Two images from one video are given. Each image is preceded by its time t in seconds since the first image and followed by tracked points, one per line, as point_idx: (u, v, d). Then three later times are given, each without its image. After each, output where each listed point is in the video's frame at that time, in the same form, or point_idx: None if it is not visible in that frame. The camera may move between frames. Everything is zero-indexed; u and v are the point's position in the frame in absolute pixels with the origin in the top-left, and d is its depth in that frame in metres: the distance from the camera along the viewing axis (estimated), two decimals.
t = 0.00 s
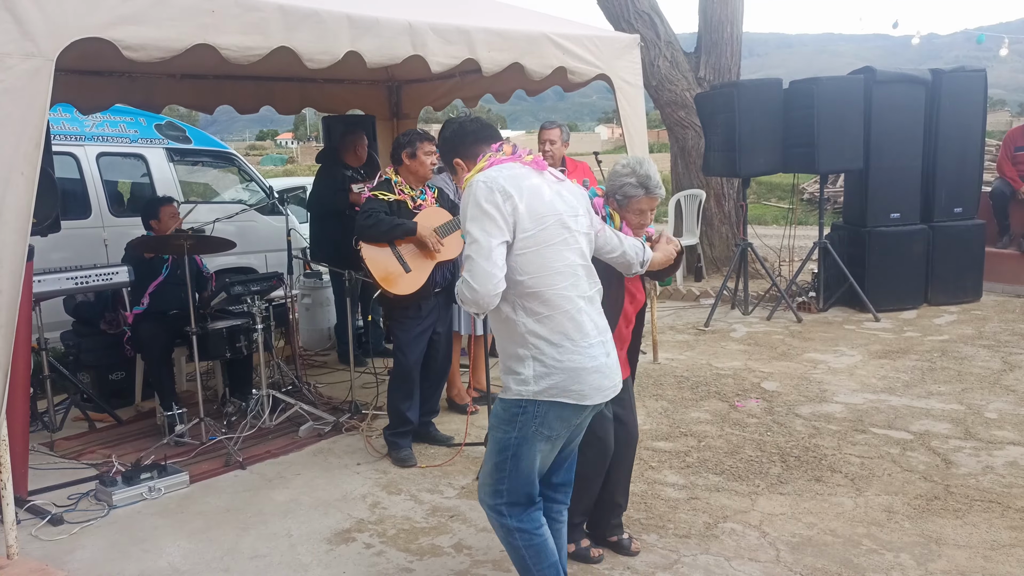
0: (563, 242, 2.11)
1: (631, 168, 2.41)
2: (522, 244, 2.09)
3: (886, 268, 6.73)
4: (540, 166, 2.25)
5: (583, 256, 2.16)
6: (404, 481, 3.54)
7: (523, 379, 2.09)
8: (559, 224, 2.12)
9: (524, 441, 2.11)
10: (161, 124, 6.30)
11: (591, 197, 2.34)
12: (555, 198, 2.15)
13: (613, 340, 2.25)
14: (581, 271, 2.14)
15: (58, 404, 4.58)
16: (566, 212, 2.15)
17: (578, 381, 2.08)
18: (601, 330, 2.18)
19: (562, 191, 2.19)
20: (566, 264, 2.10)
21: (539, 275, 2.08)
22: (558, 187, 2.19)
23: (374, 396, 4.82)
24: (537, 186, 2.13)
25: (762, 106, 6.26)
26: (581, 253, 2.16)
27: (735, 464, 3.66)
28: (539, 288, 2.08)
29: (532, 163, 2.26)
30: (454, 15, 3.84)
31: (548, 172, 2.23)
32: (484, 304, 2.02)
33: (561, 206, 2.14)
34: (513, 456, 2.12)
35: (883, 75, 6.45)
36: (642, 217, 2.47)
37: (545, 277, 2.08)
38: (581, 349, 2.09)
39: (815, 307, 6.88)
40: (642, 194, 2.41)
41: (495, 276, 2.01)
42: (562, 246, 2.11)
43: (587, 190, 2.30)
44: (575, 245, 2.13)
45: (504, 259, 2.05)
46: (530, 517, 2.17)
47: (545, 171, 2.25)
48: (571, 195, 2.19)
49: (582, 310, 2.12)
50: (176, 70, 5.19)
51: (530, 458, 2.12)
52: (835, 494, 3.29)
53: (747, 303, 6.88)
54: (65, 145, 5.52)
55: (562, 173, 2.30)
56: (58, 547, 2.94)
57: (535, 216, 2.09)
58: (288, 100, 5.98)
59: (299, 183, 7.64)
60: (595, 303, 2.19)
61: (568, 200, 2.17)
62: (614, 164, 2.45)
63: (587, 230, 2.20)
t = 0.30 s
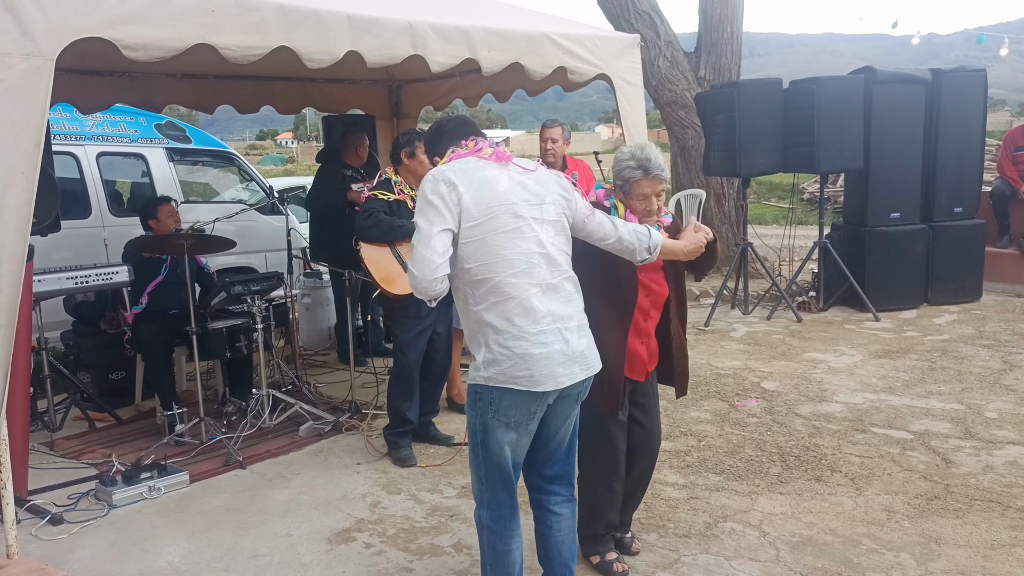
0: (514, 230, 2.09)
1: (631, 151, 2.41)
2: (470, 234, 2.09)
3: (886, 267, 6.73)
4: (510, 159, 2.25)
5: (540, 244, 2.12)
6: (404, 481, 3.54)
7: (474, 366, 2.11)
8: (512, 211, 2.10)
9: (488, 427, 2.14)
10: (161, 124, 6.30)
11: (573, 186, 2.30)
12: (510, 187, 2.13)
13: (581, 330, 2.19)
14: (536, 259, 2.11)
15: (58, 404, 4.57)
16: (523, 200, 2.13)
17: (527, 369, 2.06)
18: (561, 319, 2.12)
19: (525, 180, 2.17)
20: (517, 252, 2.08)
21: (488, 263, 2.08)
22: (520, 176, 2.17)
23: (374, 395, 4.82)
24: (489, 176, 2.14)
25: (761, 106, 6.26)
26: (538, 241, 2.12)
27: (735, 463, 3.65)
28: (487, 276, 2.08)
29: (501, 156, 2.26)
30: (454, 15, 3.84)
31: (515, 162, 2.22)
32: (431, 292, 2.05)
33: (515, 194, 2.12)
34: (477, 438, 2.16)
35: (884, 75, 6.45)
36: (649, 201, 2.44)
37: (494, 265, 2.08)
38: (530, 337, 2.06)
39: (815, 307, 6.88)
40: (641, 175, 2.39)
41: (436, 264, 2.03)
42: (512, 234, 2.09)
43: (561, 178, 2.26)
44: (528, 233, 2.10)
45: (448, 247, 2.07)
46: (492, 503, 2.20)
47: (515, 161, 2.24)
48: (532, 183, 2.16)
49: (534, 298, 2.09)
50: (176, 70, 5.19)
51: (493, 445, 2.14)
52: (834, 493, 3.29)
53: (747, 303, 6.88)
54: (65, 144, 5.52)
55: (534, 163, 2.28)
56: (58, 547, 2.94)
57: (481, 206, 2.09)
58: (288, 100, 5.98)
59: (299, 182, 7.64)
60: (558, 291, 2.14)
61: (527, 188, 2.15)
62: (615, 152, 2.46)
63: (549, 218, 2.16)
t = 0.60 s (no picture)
0: (485, 237, 2.09)
1: (640, 158, 2.36)
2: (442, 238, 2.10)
3: (886, 268, 6.73)
4: (499, 165, 2.23)
5: (513, 251, 2.11)
6: (404, 481, 3.54)
7: (440, 365, 2.16)
8: (487, 217, 2.10)
9: (454, 428, 2.14)
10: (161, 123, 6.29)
11: (564, 192, 2.27)
12: (487, 192, 2.12)
13: (552, 338, 2.18)
14: (507, 266, 2.10)
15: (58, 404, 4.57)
16: (499, 206, 2.12)
17: (487, 375, 2.08)
18: (529, 327, 2.12)
19: (507, 186, 2.15)
20: (486, 259, 2.09)
21: (457, 267, 2.09)
22: (504, 182, 2.16)
23: (374, 395, 4.82)
24: (468, 180, 2.13)
25: (761, 105, 6.26)
26: (511, 249, 2.11)
27: (735, 463, 3.65)
28: (456, 280, 2.10)
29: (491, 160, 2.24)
30: (454, 14, 3.84)
31: (502, 168, 2.20)
32: (388, 287, 2.08)
33: (491, 200, 2.11)
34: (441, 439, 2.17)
35: (884, 75, 6.45)
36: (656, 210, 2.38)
37: (463, 270, 2.09)
38: (493, 343, 2.08)
39: (815, 307, 6.88)
40: (647, 184, 2.35)
41: (398, 262, 2.06)
42: (483, 240, 2.09)
43: (548, 184, 2.23)
44: (500, 240, 2.10)
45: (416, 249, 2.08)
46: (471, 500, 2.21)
47: (504, 168, 2.22)
48: (512, 189, 2.15)
49: (501, 305, 2.09)
50: (176, 69, 5.19)
51: (456, 447, 2.16)
52: (834, 493, 3.29)
53: (747, 303, 6.88)
54: (65, 144, 5.52)
55: (524, 168, 2.26)
56: (58, 546, 2.94)
57: (455, 211, 2.09)
58: (288, 99, 5.99)
59: (299, 182, 7.64)
60: (528, 299, 2.13)
61: (505, 194, 2.14)
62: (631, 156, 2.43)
63: (526, 226, 2.15)
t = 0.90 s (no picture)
0: (443, 232, 2.12)
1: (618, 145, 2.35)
2: (403, 233, 2.16)
3: (886, 267, 6.73)
4: (474, 156, 2.22)
5: (471, 246, 2.13)
6: (405, 480, 3.54)
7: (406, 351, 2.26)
8: (447, 213, 2.12)
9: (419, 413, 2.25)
10: (161, 122, 6.29)
11: (540, 182, 2.24)
12: (449, 189, 2.13)
13: (512, 332, 2.18)
14: (464, 261, 2.13)
15: (58, 403, 4.57)
16: (462, 201, 2.13)
17: (438, 366, 2.15)
18: (484, 321, 2.14)
19: (474, 179, 2.15)
20: (443, 253, 2.12)
21: (416, 262, 2.16)
22: (470, 176, 2.15)
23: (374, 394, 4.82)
24: (432, 177, 2.15)
25: (761, 104, 6.26)
26: (470, 244, 2.13)
27: (735, 462, 3.66)
28: (416, 273, 2.17)
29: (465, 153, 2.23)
30: (454, 14, 3.84)
31: (474, 161, 2.20)
32: (354, 281, 2.17)
33: (453, 194, 2.13)
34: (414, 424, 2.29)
35: (884, 74, 6.45)
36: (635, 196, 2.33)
37: (421, 264, 2.15)
38: (444, 334, 2.13)
39: (815, 306, 6.88)
40: (624, 165, 2.32)
41: (360, 259, 2.14)
42: (441, 236, 2.12)
43: (520, 177, 2.20)
44: (458, 235, 2.12)
45: (378, 243, 2.17)
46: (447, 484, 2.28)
47: (478, 159, 2.21)
48: (476, 183, 2.15)
49: (455, 299, 2.13)
50: (176, 68, 5.19)
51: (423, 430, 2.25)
52: (834, 492, 3.29)
53: (747, 302, 6.88)
54: (65, 142, 5.51)
55: (500, 159, 2.23)
56: (58, 545, 2.94)
57: (414, 207, 2.13)
58: (288, 98, 5.99)
59: (299, 180, 7.64)
60: (487, 292, 2.15)
61: (469, 188, 2.14)
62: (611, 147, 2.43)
63: (489, 220, 2.15)
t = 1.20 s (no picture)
0: (425, 233, 2.16)
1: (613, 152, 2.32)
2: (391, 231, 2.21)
3: (886, 267, 6.73)
4: (467, 164, 2.23)
5: (450, 249, 2.15)
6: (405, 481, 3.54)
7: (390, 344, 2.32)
8: (430, 215, 2.15)
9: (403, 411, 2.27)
10: (161, 123, 6.29)
11: (529, 195, 2.21)
12: (437, 192, 2.16)
13: (485, 337, 2.18)
14: (442, 263, 2.16)
15: (58, 404, 4.58)
16: (446, 205, 2.16)
17: (408, 361, 2.19)
18: (456, 324, 2.16)
19: (461, 185, 2.17)
20: (423, 254, 2.16)
21: (399, 259, 2.22)
22: (458, 181, 2.17)
23: (375, 395, 4.82)
24: (424, 180, 2.18)
25: (761, 105, 6.26)
26: (449, 247, 2.15)
27: (736, 462, 3.65)
28: (399, 271, 2.22)
29: (460, 159, 2.25)
30: (454, 14, 3.84)
31: (467, 167, 2.21)
32: (344, 271, 2.25)
33: (438, 197, 2.16)
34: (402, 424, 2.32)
35: (884, 74, 6.44)
36: (622, 203, 2.29)
37: (402, 262, 2.20)
38: (416, 332, 2.17)
39: (815, 306, 6.87)
40: (619, 172, 2.28)
41: (348, 249, 2.22)
42: (423, 237, 2.16)
43: (510, 187, 2.20)
44: (438, 237, 2.15)
45: (368, 238, 2.23)
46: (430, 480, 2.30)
47: (471, 166, 2.22)
48: (462, 188, 2.17)
49: (429, 298, 2.17)
50: (176, 69, 5.19)
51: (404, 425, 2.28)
52: (835, 492, 3.29)
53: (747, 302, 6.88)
54: (66, 143, 5.52)
55: (495, 167, 2.24)
56: (59, 546, 2.94)
57: (402, 207, 2.18)
58: (289, 98, 5.98)
59: (299, 181, 7.64)
60: (462, 297, 2.17)
61: (455, 192, 2.16)
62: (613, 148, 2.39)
63: (471, 226, 2.16)
